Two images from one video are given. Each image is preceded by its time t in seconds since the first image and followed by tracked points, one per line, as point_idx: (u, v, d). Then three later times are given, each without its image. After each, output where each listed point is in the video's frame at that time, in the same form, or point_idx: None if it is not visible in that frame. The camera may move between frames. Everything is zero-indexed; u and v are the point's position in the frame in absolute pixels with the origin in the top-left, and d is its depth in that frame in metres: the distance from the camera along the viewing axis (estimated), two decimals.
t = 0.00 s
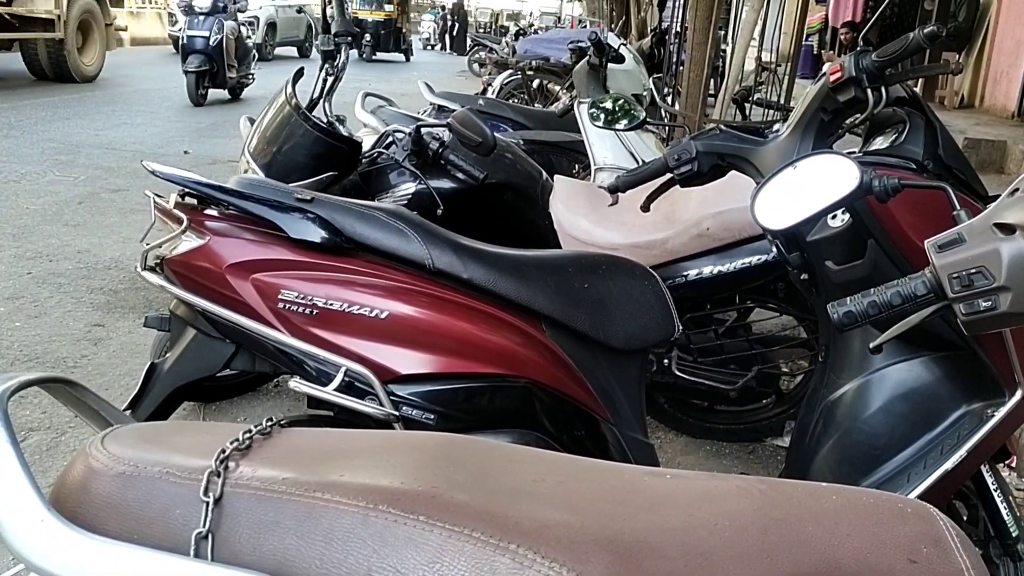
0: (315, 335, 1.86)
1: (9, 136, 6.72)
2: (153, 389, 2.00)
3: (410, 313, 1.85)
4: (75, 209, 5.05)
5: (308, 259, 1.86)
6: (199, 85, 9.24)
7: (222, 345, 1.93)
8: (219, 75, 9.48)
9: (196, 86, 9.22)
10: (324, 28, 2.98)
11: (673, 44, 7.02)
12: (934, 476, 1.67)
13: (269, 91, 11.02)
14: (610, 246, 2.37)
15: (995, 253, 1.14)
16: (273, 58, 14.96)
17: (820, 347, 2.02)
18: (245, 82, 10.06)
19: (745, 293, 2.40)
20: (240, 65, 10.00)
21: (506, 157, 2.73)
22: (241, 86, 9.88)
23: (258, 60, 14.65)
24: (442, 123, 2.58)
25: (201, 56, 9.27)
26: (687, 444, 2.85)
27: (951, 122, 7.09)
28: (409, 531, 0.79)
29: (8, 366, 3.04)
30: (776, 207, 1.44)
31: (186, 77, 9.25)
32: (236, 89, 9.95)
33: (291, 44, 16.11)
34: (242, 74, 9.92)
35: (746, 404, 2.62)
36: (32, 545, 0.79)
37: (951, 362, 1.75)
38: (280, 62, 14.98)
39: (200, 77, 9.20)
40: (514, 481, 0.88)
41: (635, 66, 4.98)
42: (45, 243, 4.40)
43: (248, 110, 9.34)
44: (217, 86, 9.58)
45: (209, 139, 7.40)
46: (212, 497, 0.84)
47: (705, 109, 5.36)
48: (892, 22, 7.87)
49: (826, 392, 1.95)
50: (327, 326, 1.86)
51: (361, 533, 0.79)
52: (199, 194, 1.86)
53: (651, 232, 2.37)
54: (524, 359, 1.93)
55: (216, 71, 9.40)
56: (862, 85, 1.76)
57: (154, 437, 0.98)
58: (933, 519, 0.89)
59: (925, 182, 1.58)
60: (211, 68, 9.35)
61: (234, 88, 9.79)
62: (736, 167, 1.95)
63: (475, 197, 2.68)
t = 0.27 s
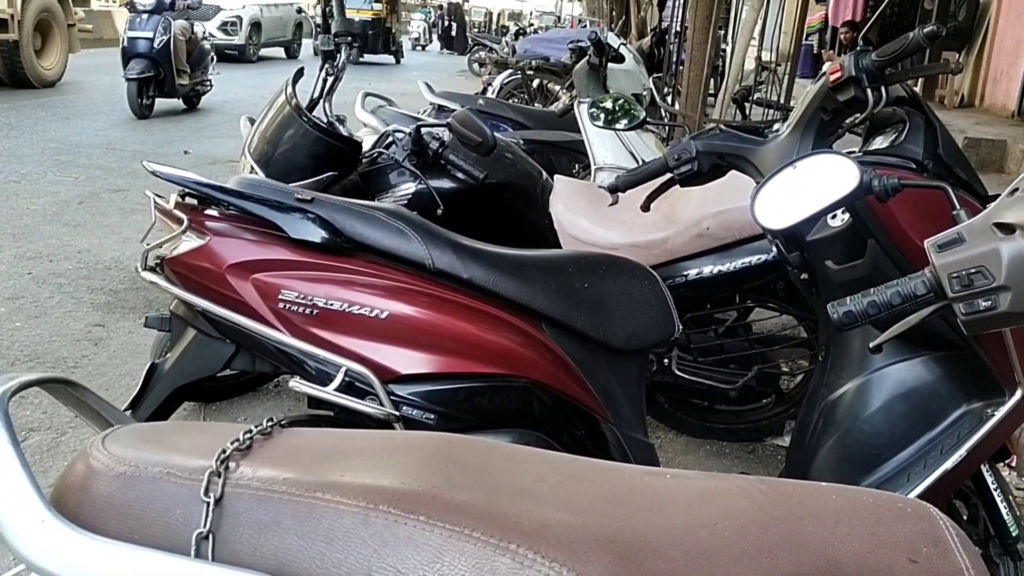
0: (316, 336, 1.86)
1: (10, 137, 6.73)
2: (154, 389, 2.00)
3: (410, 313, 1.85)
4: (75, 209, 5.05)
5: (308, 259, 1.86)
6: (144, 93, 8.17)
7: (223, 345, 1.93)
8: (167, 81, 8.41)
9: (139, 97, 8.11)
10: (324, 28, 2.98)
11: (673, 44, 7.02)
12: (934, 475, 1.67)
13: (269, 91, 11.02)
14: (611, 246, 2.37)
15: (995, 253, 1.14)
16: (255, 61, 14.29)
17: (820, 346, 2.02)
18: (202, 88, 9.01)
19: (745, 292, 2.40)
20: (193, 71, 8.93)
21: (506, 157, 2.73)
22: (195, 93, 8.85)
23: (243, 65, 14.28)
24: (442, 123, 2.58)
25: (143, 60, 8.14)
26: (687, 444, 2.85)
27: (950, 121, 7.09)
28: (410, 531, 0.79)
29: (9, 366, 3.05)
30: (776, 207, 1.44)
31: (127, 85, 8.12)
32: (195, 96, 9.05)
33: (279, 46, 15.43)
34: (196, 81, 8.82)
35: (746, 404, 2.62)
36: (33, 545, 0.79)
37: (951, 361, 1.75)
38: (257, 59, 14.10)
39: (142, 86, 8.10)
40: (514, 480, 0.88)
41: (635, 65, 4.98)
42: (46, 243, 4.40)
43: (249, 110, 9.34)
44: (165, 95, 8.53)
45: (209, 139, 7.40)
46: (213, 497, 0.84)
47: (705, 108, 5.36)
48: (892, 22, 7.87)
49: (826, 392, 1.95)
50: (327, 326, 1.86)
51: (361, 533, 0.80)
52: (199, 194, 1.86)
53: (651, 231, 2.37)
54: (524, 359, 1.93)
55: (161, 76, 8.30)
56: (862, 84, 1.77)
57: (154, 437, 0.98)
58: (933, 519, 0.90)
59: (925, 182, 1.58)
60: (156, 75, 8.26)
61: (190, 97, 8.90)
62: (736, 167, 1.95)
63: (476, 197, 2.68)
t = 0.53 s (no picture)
0: (316, 336, 1.86)
1: (10, 137, 6.73)
2: (154, 389, 2.00)
3: (411, 313, 1.85)
4: (75, 209, 5.05)
5: (309, 259, 1.86)
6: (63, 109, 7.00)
7: (223, 345, 1.93)
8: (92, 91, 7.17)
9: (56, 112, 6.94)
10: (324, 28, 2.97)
11: (673, 44, 7.02)
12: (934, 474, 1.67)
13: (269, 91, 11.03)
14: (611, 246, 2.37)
15: (994, 253, 1.14)
16: (237, 61, 13.31)
17: (820, 346, 2.02)
18: (140, 97, 7.72)
19: (745, 292, 2.40)
20: (129, 78, 7.64)
21: (506, 156, 2.73)
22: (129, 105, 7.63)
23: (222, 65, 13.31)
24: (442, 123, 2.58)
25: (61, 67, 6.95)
26: (687, 443, 2.85)
27: (951, 121, 7.09)
28: (410, 532, 0.79)
29: (9, 366, 3.05)
30: (776, 206, 1.44)
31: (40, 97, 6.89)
32: (138, 108, 7.85)
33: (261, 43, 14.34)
34: (131, 89, 7.54)
35: (746, 403, 2.63)
36: (34, 545, 0.79)
37: (951, 361, 1.75)
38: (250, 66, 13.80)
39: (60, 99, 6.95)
40: (514, 480, 0.88)
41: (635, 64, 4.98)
42: (46, 243, 4.41)
43: (249, 110, 9.34)
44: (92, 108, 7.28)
45: (210, 139, 7.40)
46: (213, 498, 0.84)
47: (705, 107, 5.37)
48: (892, 21, 7.87)
49: (827, 391, 1.95)
50: (327, 326, 1.86)
51: (362, 533, 0.80)
52: (199, 194, 1.86)
53: (651, 231, 2.37)
54: (525, 359, 1.93)
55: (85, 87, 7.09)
56: (862, 84, 1.77)
57: (155, 438, 0.98)
58: (933, 519, 0.89)
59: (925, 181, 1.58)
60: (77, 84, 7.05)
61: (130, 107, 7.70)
62: (737, 167, 1.94)
63: (476, 197, 2.68)
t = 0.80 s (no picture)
0: (317, 335, 1.86)
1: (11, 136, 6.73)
2: (155, 389, 2.00)
3: (411, 312, 1.85)
4: (76, 208, 5.05)
5: (310, 259, 1.87)
6: None
7: (224, 344, 1.93)
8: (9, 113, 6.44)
9: None
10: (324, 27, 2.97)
11: (673, 43, 7.01)
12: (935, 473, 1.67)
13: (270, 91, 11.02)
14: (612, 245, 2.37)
15: (995, 251, 1.14)
16: (220, 64, 12.95)
17: (821, 345, 2.03)
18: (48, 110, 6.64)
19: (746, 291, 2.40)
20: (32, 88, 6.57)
21: (506, 156, 2.73)
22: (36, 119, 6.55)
23: (202, 67, 12.79)
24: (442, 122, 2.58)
25: None
26: (688, 443, 2.85)
27: (951, 120, 7.09)
28: (411, 530, 0.79)
29: (10, 366, 3.05)
30: (776, 206, 1.44)
31: None
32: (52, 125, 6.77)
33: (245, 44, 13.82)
34: (35, 101, 6.48)
35: (747, 403, 2.63)
36: (36, 544, 0.79)
37: (951, 360, 1.76)
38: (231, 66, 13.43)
39: None
40: (515, 479, 0.88)
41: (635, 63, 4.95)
42: (47, 243, 4.41)
43: (249, 110, 9.34)
44: None
45: (210, 139, 7.40)
46: (215, 496, 0.84)
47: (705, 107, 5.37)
48: (892, 21, 7.87)
49: (828, 391, 1.95)
50: (328, 325, 1.86)
51: (364, 531, 0.80)
52: (200, 194, 1.86)
53: (651, 230, 2.37)
54: (525, 358, 1.93)
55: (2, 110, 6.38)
56: (862, 83, 1.78)
57: (157, 436, 0.98)
58: (933, 517, 0.90)
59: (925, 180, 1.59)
60: None
61: (39, 122, 6.59)
62: (737, 166, 1.94)
63: (477, 196, 2.68)
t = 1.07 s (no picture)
0: (320, 334, 1.86)
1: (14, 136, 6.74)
2: (158, 388, 2.00)
3: (414, 311, 1.86)
4: (79, 208, 5.05)
5: (312, 258, 1.87)
6: None
7: (227, 344, 1.94)
8: None
9: None
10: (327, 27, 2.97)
11: (676, 43, 7.01)
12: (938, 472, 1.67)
13: (272, 91, 11.03)
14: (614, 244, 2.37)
15: (997, 251, 1.14)
16: (200, 66, 12.36)
17: (823, 345, 2.03)
18: None
19: (748, 291, 2.40)
20: None
21: (509, 156, 2.73)
22: None
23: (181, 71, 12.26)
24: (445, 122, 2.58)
25: None
26: (690, 442, 2.85)
27: (954, 119, 7.08)
28: (414, 529, 0.79)
29: (13, 365, 3.06)
30: (779, 205, 1.44)
31: None
32: None
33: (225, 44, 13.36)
34: None
35: (749, 402, 2.62)
36: (40, 542, 0.79)
37: (954, 359, 1.76)
38: (212, 68, 13.00)
39: None
40: (518, 477, 0.88)
41: (637, 63, 4.95)
42: (50, 243, 4.41)
43: (252, 109, 9.35)
44: None
45: (213, 139, 7.41)
46: (219, 495, 0.84)
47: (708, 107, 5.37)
48: (894, 20, 7.86)
49: (830, 390, 1.96)
50: (331, 325, 1.86)
51: (367, 530, 0.80)
52: (203, 193, 1.86)
53: (654, 230, 2.37)
54: (528, 357, 1.93)
55: None
56: (865, 83, 1.79)
57: (161, 435, 0.98)
58: (936, 516, 0.90)
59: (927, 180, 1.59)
60: None
61: None
62: (739, 165, 1.94)
63: (479, 196, 2.68)
